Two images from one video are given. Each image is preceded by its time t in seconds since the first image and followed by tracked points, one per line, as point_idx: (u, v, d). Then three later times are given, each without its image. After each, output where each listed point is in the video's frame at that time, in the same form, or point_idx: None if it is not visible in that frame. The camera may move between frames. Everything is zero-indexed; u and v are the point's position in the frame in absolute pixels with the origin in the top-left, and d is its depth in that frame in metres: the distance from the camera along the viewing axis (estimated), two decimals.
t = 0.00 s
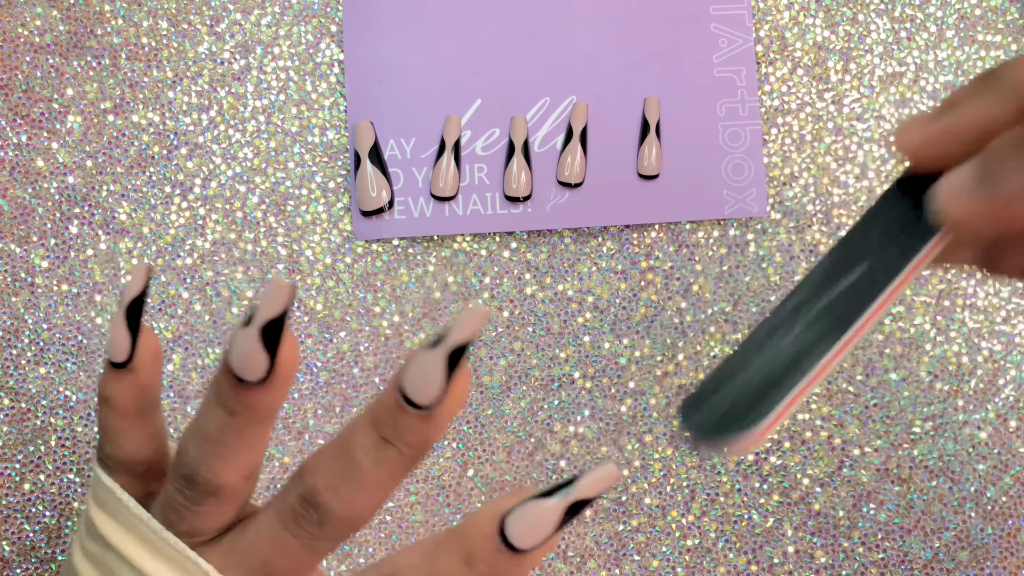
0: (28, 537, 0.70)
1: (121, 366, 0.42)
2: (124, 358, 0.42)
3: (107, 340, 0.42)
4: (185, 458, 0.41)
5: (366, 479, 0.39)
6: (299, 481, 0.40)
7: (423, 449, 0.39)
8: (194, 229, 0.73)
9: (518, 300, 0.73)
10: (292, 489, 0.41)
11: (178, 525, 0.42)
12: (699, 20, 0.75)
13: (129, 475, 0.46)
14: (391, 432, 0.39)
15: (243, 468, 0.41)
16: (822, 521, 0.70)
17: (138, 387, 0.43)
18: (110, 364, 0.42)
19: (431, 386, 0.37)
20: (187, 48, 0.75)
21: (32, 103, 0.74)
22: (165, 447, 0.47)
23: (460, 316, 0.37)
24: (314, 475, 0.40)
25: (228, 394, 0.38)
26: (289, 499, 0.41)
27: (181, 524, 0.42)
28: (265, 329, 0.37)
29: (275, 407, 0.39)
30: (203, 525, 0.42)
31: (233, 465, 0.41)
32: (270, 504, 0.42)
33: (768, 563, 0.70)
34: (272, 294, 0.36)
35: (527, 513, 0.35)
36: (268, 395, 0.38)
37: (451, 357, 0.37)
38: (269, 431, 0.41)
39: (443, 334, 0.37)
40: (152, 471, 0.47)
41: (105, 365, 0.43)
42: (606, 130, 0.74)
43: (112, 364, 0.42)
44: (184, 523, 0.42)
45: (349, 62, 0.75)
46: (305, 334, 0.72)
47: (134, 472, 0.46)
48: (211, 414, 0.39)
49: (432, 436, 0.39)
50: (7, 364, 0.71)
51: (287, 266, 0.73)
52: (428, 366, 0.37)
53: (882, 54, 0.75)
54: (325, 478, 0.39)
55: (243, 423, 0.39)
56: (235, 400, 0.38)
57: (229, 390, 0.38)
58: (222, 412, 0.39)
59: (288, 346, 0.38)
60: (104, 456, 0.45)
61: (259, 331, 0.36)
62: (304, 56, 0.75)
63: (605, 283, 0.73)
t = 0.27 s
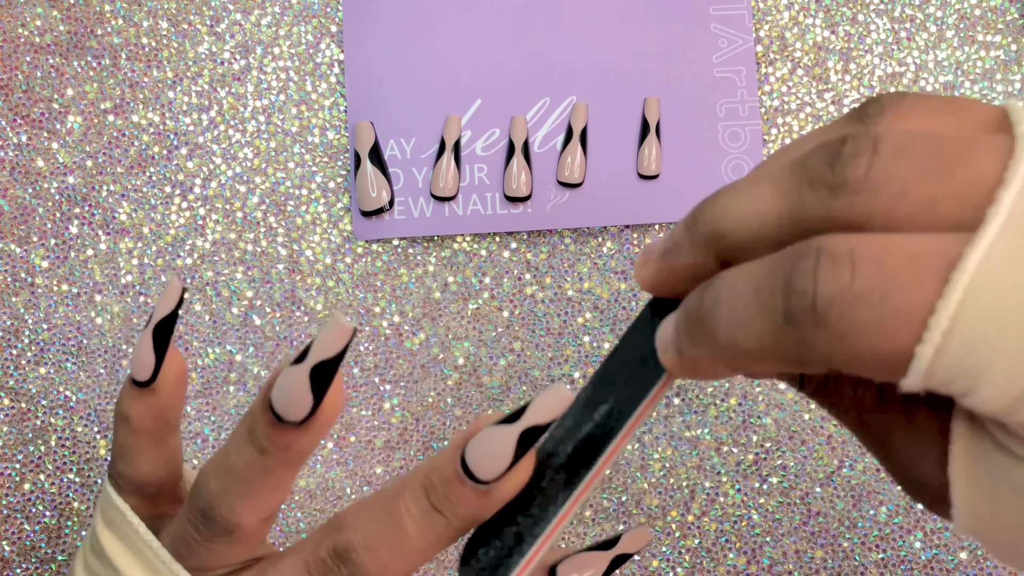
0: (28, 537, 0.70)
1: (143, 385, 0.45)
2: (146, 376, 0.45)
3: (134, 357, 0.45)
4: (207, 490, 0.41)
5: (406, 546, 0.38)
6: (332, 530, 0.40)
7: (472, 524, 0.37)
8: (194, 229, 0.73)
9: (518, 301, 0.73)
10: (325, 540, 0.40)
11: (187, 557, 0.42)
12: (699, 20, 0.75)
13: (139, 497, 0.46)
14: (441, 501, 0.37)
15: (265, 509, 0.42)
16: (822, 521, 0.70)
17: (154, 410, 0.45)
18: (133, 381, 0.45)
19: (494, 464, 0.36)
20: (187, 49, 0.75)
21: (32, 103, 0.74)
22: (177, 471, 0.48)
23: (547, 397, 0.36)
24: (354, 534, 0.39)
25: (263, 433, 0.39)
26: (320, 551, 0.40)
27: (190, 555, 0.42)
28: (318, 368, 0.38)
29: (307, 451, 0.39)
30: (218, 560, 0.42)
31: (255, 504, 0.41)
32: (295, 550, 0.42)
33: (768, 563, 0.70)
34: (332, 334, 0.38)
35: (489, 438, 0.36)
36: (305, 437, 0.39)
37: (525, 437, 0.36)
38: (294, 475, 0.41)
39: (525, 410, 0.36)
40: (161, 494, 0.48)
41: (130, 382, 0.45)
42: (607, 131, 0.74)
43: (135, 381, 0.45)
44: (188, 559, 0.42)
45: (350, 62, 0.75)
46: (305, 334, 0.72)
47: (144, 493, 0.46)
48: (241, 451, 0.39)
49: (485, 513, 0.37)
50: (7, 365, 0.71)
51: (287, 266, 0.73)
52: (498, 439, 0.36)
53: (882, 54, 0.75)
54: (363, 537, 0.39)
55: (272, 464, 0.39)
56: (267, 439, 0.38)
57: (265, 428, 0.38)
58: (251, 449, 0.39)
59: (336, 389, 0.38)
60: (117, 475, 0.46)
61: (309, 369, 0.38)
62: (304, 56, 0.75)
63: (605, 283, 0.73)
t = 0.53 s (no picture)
0: (28, 538, 0.70)
1: (123, 396, 0.45)
2: (127, 387, 0.45)
3: (116, 368, 0.44)
4: (193, 500, 0.41)
5: (384, 553, 0.40)
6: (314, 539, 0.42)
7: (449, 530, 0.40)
8: (194, 229, 0.73)
9: (518, 300, 0.73)
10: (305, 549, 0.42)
11: (168, 564, 0.43)
12: (699, 19, 0.75)
13: (118, 506, 0.47)
14: (419, 508, 0.39)
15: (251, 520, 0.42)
16: (822, 521, 0.70)
17: (135, 421, 0.45)
18: (113, 392, 0.45)
19: (472, 472, 0.37)
20: (187, 48, 0.75)
21: (32, 103, 0.74)
22: (157, 480, 0.49)
23: (518, 407, 0.38)
24: (333, 540, 0.41)
25: (251, 447, 0.39)
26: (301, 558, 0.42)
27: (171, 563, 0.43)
28: (306, 386, 0.38)
29: (292, 465, 0.40)
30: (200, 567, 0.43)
31: (239, 515, 0.41)
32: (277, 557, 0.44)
33: (768, 563, 0.70)
34: (318, 353, 0.37)
35: (465, 445, 0.38)
36: (292, 450, 0.39)
37: (501, 445, 0.37)
38: (278, 488, 0.42)
39: (499, 420, 0.38)
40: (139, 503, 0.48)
41: (110, 392, 0.45)
42: (607, 131, 0.74)
43: (116, 392, 0.45)
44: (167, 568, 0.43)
45: (350, 62, 0.74)
46: (305, 334, 0.72)
47: (122, 502, 0.47)
48: (226, 463, 0.40)
49: (460, 520, 0.39)
50: (6, 365, 0.71)
51: (287, 266, 0.73)
52: (475, 449, 0.37)
53: (882, 54, 0.75)
54: (342, 544, 0.40)
55: (257, 476, 0.40)
56: (254, 453, 0.39)
57: (251, 442, 0.39)
58: (239, 462, 0.40)
59: (323, 405, 0.39)
60: (97, 484, 0.47)
61: (297, 388, 0.37)
62: (304, 56, 0.75)
63: (605, 283, 0.73)
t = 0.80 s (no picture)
0: (27, 538, 0.70)
1: (114, 402, 0.45)
2: (117, 393, 0.45)
3: (106, 374, 0.45)
4: (186, 509, 0.41)
5: (381, 563, 0.40)
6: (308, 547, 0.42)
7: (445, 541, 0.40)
8: (194, 229, 0.73)
9: (518, 300, 0.73)
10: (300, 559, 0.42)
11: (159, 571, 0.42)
12: (699, 19, 0.75)
13: (108, 509, 0.47)
14: (414, 519, 0.39)
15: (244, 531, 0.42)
16: (822, 521, 0.70)
17: (123, 425, 0.45)
18: (104, 398, 0.45)
19: (471, 486, 0.37)
20: (187, 49, 0.75)
21: (32, 103, 0.74)
22: (149, 484, 0.49)
23: (519, 424, 0.35)
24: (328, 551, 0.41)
25: (246, 462, 0.39)
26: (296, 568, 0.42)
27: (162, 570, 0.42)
28: (304, 405, 0.38)
29: (285, 479, 0.40)
30: None
31: (231, 525, 0.41)
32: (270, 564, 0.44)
33: (768, 564, 0.70)
34: (320, 372, 0.37)
35: (465, 458, 0.37)
36: (287, 466, 0.40)
37: (502, 462, 0.36)
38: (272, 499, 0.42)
39: (503, 434, 0.36)
40: (128, 507, 0.48)
41: (100, 398, 0.45)
42: (606, 131, 0.75)
43: (106, 398, 0.45)
44: None
45: (350, 62, 0.74)
46: (305, 334, 0.72)
47: (113, 505, 0.47)
48: (222, 475, 0.40)
49: (457, 531, 0.39)
50: (6, 365, 0.71)
51: (287, 266, 0.73)
52: (475, 462, 0.37)
53: (882, 54, 0.75)
54: (337, 553, 0.41)
55: (251, 489, 0.40)
56: (250, 467, 0.39)
57: (247, 455, 0.39)
58: (233, 475, 0.40)
59: (320, 423, 0.39)
60: (87, 487, 0.46)
61: (297, 405, 0.38)
62: (304, 56, 0.75)
63: (605, 283, 0.73)
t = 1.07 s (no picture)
0: (27, 538, 0.69)
1: (113, 402, 0.45)
2: (117, 393, 0.45)
3: (106, 374, 0.45)
4: (187, 509, 0.41)
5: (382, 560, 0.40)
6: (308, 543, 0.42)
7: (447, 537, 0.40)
8: (194, 229, 0.73)
9: (518, 301, 0.73)
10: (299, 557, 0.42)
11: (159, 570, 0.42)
12: (699, 20, 0.75)
13: (107, 508, 0.47)
14: (416, 515, 0.39)
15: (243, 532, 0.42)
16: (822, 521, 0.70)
17: (123, 426, 0.45)
18: (103, 398, 0.45)
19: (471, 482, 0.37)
20: (187, 49, 0.75)
21: (32, 103, 0.74)
22: (147, 484, 0.49)
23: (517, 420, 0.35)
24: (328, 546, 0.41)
25: (249, 462, 0.39)
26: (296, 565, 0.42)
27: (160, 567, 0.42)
28: (311, 406, 0.38)
29: (288, 480, 0.40)
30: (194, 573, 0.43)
31: (233, 524, 0.41)
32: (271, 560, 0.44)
33: (768, 564, 0.70)
34: (328, 373, 0.37)
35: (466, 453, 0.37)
36: (290, 466, 0.39)
37: (500, 456, 0.36)
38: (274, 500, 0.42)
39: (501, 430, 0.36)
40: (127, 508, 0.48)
41: (99, 397, 0.45)
42: (606, 131, 0.75)
43: (105, 398, 0.45)
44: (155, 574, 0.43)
45: (350, 62, 0.74)
46: (305, 334, 0.72)
47: (111, 505, 0.47)
48: (225, 475, 0.40)
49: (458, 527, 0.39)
50: (6, 365, 0.71)
51: (287, 266, 0.73)
52: (473, 457, 0.37)
53: (882, 54, 0.75)
54: (338, 549, 0.41)
55: (254, 489, 0.40)
56: (253, 468, 0.39)
57: (251, 456, 0.39)
58: (236, 475, 0.40)
59: (325, 425, 0.39)
60: (86, 486, 0.46)
61: (303, 406, 0.38)
62: (304, 56, 0.75)
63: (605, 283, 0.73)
